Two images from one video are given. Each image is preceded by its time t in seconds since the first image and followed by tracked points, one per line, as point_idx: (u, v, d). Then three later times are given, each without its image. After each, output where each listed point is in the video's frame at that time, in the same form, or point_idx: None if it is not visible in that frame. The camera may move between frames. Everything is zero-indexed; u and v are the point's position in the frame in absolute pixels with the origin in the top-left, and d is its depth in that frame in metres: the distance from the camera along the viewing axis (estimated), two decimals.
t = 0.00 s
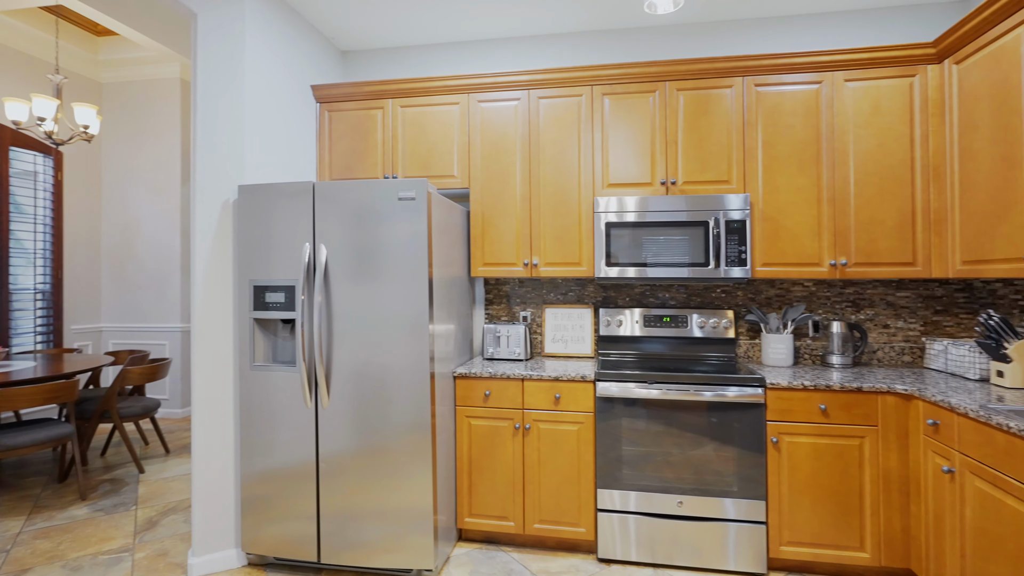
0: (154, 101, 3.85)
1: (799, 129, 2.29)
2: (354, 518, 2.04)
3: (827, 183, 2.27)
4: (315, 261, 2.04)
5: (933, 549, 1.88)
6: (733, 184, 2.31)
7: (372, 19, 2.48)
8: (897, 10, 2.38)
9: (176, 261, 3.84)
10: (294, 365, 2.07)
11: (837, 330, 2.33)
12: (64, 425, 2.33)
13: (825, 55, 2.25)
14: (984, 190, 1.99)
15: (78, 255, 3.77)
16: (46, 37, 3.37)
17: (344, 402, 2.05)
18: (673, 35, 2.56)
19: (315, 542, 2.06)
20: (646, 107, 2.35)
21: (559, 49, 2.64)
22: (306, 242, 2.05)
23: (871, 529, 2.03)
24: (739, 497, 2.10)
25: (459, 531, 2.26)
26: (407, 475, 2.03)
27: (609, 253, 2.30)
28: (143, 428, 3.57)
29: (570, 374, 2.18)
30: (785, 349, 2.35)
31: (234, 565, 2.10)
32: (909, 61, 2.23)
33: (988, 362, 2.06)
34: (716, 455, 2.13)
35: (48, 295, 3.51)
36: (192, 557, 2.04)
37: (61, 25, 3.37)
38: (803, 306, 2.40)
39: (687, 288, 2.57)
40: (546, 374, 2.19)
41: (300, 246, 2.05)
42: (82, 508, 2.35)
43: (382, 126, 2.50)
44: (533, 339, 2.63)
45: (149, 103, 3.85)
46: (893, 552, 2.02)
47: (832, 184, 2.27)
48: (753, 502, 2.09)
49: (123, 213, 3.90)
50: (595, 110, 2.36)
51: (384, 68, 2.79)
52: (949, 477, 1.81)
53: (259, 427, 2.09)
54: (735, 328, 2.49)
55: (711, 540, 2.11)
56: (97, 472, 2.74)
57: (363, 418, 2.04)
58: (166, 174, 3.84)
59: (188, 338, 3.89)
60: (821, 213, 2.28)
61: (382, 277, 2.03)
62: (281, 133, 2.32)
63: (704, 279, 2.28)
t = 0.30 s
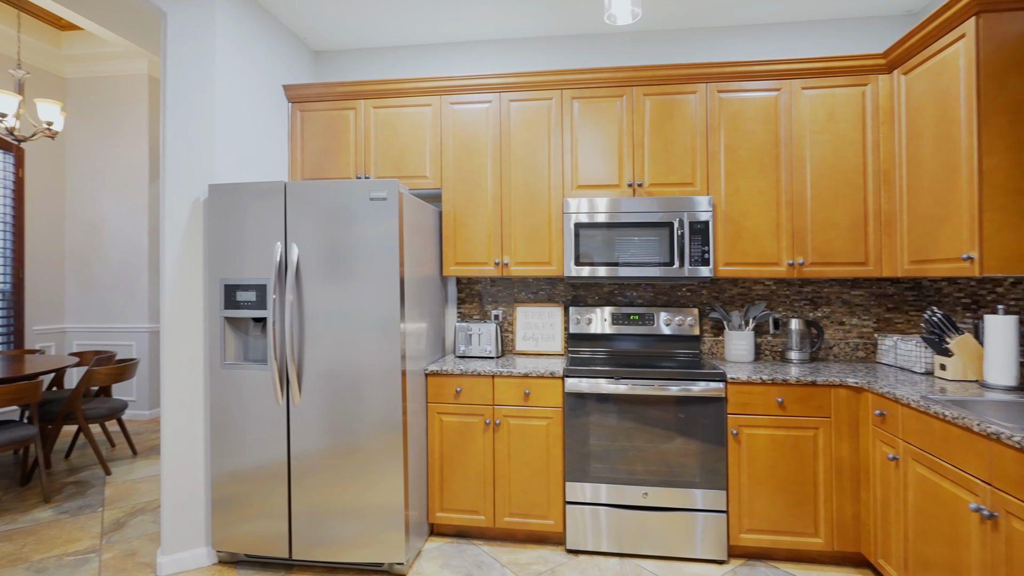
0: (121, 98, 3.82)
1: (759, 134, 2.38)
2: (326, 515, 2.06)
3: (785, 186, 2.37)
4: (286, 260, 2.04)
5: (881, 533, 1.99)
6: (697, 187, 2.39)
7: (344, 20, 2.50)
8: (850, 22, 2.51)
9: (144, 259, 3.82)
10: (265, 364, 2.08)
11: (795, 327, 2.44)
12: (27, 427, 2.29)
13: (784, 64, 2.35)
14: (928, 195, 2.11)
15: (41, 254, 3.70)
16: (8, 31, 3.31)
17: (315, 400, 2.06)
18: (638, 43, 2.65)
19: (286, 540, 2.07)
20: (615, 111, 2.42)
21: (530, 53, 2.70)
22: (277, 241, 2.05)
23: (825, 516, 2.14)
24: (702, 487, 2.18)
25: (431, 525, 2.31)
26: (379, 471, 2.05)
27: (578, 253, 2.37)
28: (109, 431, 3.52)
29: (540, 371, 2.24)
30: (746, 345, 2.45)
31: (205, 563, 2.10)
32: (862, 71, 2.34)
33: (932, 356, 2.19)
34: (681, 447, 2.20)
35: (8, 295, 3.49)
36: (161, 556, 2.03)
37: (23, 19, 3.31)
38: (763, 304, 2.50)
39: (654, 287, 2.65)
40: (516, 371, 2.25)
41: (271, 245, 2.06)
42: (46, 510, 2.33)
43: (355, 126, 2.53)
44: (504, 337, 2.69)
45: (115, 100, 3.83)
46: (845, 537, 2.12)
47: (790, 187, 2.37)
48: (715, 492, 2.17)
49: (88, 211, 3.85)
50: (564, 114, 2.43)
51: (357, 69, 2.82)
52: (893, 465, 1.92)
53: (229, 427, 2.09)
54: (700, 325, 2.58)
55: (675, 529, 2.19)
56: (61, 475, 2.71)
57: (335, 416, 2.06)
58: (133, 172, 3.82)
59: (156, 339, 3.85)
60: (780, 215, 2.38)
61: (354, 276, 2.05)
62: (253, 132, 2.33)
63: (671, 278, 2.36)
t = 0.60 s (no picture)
0: (91, 94, 3.77)
1: (725, 138, 2.47)
2: (301, 512, 2.08)
3: (750, 189, 2.47)
4: (262, 259, 2.06)
5: (838, 520, 2.09)
6: (667, 189, 2.48)
7: (321, 21, 2.53)
8: (810, 32, 2.64)
9: (116, 258, 3.76)
10: (240, 363, 2.09)
11: (760, 324, 2.54)
12: None
13: (749, 72, 2.45)
14: (882, 198, 2.22)
15: (7, 253, 3.62)
16: None
17: (291, 398, 2.08)
18: (610, 49, 2.73)
19: (262, 537, 2.08)
20: (588, 114, 2.49)
21: (505, 57, 2.75)
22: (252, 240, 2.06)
23: (787, 505, 2.23)
24: (671, 480, 2.26)
25: (407, 521, 2.35)
26: (354, 468, 2.08)
27: (551, 253, 2.43)
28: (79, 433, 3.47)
29: (514, 368, 2.30)
30: (713, 342, 2.53)
31: (178, 562, 2.09)
32: (821, 79, 2.45)
33: (887, 351, 2.30)
34: (651, 441, 2.27)
35: None
36: (134, 555, 2.03)
37: None
38: (730, 303, 2.59)
39: (626, 286, 2.73)
40: (490, 368, 2.31)
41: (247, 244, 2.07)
42: (14, 513, 2.31)
43: (331, 127, 2.55)
44: (480, 335, 2.74)
45: (86, 97, 3.77)
46: (805, 525, 2.22)
47: (755, 190, 2.47)
48: (682, 484, 2.25)
49: (56, 209, 3.78)
50: (538, 117, 2.49)
51: (333, 70, 2.84)
52: (848, 454, 2.02)
53: (203, 425, 2.09)
54: (670, 323, 2.66)
55: (645, 521, 2.26)
56: (29, 477, 2.67)
57: (311, 414, 2.08)
58: (104, 170, 3.77)
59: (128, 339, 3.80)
60: (745, 217, 2.47)
61: (329, 275, 2.07)
62: (228, 132, 2.33)
63: (641, 277, 2.44)
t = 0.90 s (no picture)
0: (66, 91, 3.72)
1: (698, 142, 2.55)
2: (282, 509, 2.10)
3: (722, 191, 2.55)
4: (242, 259, 2.07)
5: (803, 510, 2.19)
6: (642, 191, 2.55)
7: (301, 22, 2.54)
8: (779, 41, 2.74)
9: (92, 257, 3.72)
10: (220, 361, 2.10)
11: (732, 322, 2.63)
12: None
13: (721, 78, 2.53)
14: (845, 201, 2.32)
15: None
16: None
17: (272, 396, 2.10)
18: (588, 53, 2.80)
19: (242, 535, 2.10)
20: (566, 117, 2.54)
21: (486, 60, 2.80)
22: (232, 240, 2.08)
23: (756, 496, 2.32)
24: (645, 473, 2.33)
25: (388, 517, 2.38)
26: (335, 465, 2.11)
27: (530, 253, 2.48)
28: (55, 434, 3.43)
29: (493, 366, 2.35)
30: (687, 340, 2.62)
31: (158, 560, 2.10)
32: (790, 86, 2.54)
33: (850, 347, 2.41)
34: (626, 436, 2.34)
35: None
36: (114, 554, 2.03)
37: None
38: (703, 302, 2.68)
39: (603, 285, 2.80)
40: (470, 365, 2.36)
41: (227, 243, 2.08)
42: None
43: (312, 127, 2.57)
44: (460, 334, 2.78)
45: (60, 93, 3.71)
46: (773, 515, 2.31)
47: (727, 192, 2.55)
48: (656, 477, 2.32)
49: (29, 207, 3.72)
50: (517, 119, 2.54)
51: (315, 71, 2.86)
52: (812, 447, 2.12)
53: (183, 424, 2.10)
54: (646, 321, 2.74)
55: (620, 513, 2.33)
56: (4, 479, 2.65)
57: (292, 412, 2.10)
58: (80, 168, 3.72)
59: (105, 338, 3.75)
60: (718, 218, 2.55)
61: (310, 274, 2.10)
62: (207, 132, 2.33)
63: (617, 277, 2.51)
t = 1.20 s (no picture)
0: (49, 89, 3.69)
1: (678, 145, 2.62)
2: (268, 507, 2.12)
3: (701, 194, 2.62)
4: (228, 259, 2.09)
5: (777, 503, 2.26)
6: (623, 192, 2.61)
7: (287, 24, 2.57)
8: (756, 47, 2.82)
9: (76, 256, 3.70)
10: (207, 360, 2.12)
11: (711, 321, 2.70)
12: None
13: (700, 83, 2.60)
14: (818, 203, 2.39)
15: None
16: None
17: (258, 395, 2.12)
18: (570, 57, 2.85)
19: (228, 533, 2.12)
20: (549, 120, 2.60)
21: (470, 63, 2.84)
22: (218, 240, 2.10)
23: (732, 490, 2.39)
24: (626, 468, 2.39)
25: (373, 513, 2.42)
26: (320, 462, 2.14)
27: (513, 253, 2.53)
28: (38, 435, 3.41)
29: (477, 364, 2.40)
30: (667, 338, 2.68)
31: (143, 557, 2.12)
32: (766, 92, 2.62)
33: (824, 345, 2.49)
34: (606, 432, 2.40)
35: None
36: (99, 552, 2.05)
37: None
38: (683, 301, 2.75)
39: (586, 285, 2.85)
40: (454, 364, 2.40)
41: (214, 243, 2.10)
42: None
43: (298, 128, 2.59)
44: (446, 333, 2.82)
45: (43, 91, 3.69)
46: (749, 508, 2.38)
47: (705, 194, 2.62)
48: (636, 472, 2.38)
49: (11, 206, 3.69)
50: (501, 121, 2.59)
51: (301, 72, 2.88)
52: (785, 441, 2.19)
53: (168, 423, 2.11)
54: (628, 320, 2.80)
55: (601, 507, 2.38)
56: None
57: (278, 410, 2.13)
58: (63, 167, 3.70)
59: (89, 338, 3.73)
60: (697, 219, 2.62)
61: (296, 274, 2.12)
62: (192, 132, 2.35)
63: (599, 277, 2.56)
